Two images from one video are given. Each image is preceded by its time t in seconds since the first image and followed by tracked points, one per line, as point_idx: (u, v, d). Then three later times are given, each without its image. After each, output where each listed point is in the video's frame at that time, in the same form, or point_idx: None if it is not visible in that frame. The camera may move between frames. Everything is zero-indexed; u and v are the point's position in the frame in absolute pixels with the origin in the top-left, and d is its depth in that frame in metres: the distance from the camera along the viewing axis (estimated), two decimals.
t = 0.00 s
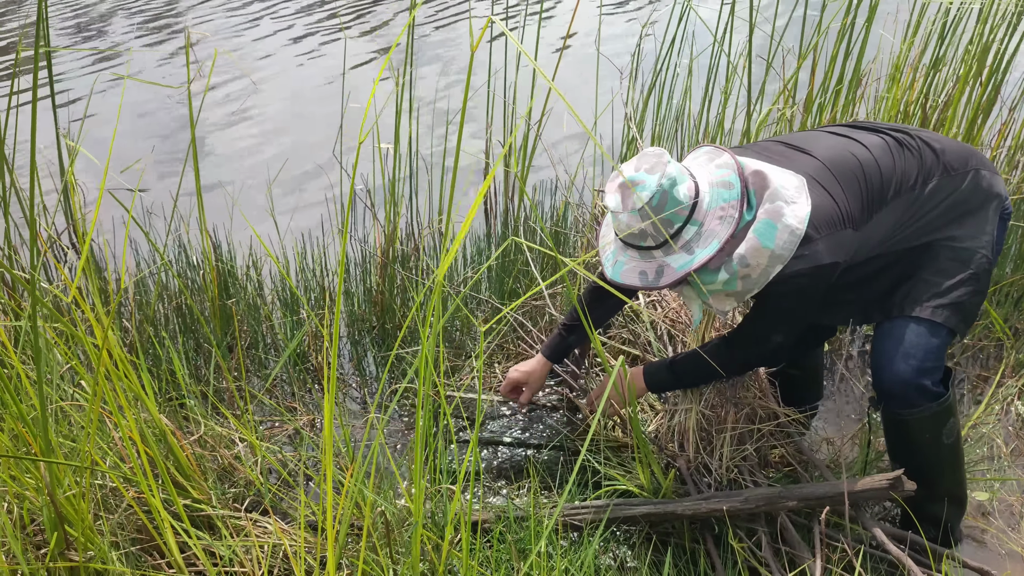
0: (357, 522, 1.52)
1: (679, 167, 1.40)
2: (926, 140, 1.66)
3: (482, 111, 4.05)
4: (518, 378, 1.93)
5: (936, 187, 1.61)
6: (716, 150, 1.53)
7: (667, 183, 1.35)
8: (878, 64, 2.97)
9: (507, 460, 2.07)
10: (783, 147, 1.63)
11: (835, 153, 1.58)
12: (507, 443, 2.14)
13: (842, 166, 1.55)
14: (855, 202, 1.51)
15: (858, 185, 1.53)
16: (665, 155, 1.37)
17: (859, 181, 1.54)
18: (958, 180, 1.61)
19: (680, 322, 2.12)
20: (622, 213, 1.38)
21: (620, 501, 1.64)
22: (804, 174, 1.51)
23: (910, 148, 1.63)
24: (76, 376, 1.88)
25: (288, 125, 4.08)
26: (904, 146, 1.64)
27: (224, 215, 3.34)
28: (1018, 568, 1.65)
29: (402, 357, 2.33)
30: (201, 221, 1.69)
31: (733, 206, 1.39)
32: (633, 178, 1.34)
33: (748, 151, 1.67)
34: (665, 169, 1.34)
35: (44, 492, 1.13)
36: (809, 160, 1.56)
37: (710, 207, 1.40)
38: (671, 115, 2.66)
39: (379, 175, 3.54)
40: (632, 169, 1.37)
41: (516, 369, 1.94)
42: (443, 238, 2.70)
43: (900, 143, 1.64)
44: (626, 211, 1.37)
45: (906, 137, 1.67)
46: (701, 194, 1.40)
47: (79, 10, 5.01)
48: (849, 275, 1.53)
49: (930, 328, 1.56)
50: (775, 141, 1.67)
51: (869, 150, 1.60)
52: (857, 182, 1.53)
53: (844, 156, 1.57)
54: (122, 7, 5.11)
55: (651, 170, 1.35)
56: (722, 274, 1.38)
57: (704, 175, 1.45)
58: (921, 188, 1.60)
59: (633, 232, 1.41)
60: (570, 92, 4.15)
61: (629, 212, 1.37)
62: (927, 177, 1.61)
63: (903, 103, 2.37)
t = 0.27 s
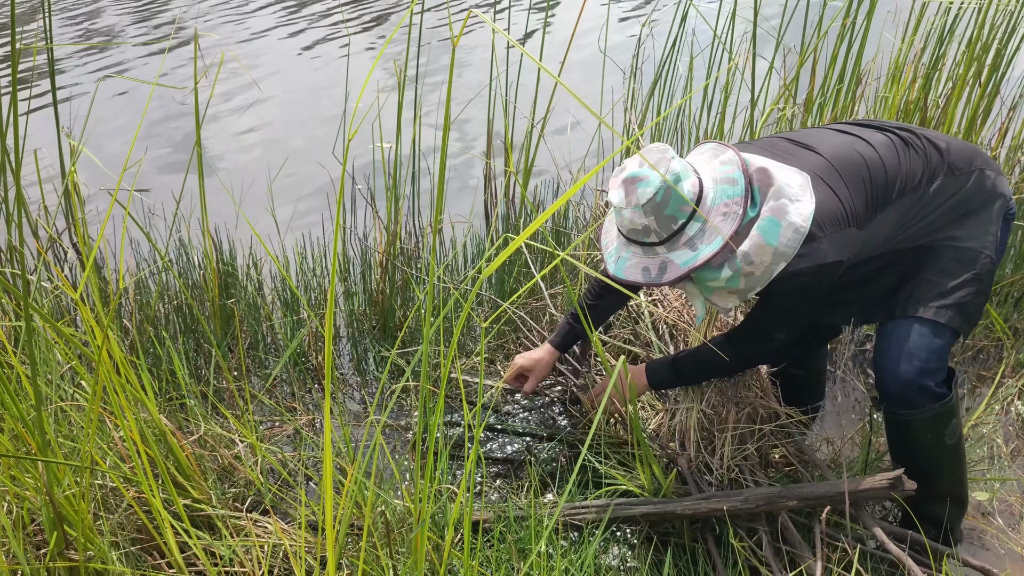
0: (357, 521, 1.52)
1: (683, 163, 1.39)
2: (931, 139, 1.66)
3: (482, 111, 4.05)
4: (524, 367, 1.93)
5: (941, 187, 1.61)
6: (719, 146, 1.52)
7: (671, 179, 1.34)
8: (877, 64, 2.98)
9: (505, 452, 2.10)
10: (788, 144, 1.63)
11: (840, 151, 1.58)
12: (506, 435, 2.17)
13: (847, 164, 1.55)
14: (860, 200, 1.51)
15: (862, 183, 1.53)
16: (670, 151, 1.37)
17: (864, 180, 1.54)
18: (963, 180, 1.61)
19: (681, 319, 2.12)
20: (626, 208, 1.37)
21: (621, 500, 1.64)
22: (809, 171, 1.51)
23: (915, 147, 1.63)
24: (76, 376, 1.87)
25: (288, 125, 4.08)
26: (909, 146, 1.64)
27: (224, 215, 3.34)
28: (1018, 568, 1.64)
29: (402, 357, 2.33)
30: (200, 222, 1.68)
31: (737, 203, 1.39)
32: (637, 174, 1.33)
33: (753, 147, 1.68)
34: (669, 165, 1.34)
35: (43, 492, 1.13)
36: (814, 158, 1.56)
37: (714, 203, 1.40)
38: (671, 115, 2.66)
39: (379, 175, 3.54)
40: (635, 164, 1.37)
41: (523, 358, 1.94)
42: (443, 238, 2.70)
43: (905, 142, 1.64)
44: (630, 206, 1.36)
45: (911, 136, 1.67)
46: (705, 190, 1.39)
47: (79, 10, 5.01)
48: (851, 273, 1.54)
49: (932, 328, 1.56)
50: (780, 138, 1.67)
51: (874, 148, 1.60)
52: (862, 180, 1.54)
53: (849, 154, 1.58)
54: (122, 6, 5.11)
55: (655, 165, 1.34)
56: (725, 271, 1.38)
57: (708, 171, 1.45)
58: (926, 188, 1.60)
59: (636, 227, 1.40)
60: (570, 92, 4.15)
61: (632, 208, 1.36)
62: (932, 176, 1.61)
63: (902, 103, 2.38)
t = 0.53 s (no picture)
0: (357, 521, 1.52)
1: (686, 160, 1.40)
2: (934, 139, 1.66)
3: (482, 111, 4.06)
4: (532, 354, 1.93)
5: (943, 186, 1.60)
6: (722, 144, 1.53)
7: (674, 175, 1.35)
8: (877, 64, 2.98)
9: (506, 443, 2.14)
10: (792, 141, 1.62)
11: (843, 149, 1.58)
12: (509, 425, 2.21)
13: (850, 162, 1.54)
14: (862, 199, 1.51)
15: (865, 181, 1.53)
16: (673, 147, 1.37)
17: (867, 178, 1.53)
18: (965, 180, 1.61)
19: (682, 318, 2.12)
20: (628, 205, 1.37)
21: (620, 500, 1.63)
22: (812, 169, 1.50)
23: (918, 147, 1.63)
24: (76, 377, 1.87)
25: (288, 124, 4.08)
26: (912, 145, 1.63)
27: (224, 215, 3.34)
28: (1018, 568, 1.64)
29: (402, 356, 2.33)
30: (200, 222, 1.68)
31: (740, 200, 1.39)
32: (640, 170, 1.33)
33: (755, 143, 1.67)
34: (672, 161, 1.34)
35: (44, 492, 1.13)
36: (817, 156, 1.55)
37: (717, 200, 1.40)
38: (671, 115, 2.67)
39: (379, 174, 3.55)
40: (639, 160, 1.37)
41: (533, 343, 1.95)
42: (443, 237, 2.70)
43: (908, 142, 1.64)
44: (633, 203, 1.36)
45: (914, 136, 1.66)
46: (708, 188, 1.40)
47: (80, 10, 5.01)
48: (853, 272, 1.54)
49: (934, 329, 1.56)
50: (783, 135, 1.67)
51: (878, 147, 1.60)
52: (864, 178, 1.53)
53: (852, 152, 1.57)
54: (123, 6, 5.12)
55: (658, 162, 1.35)
56: (727, 269, 1.38)
57: (711, 169, 1.46)
58: (928, 187, 1.60)
59: (638, 223, 1.39)
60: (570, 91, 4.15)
61: (635, 205, 1.36)
62: (934, 176, 1.61)
63: (902, 103, 2.38)
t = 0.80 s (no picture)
0: (357, 521, 1.52)
1: (684, 154, 1.40)
2: (933, 137, 1.66)
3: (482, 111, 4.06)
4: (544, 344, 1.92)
5: (943, 184, 1.60)
6: (721, 138, 1.53)
7: (672, 168, 1.35)
8: (876, 65, 2.98)
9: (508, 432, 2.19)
10: (791, 138, 1.62)
11: (843, 147, 1.58)
12: (513, 413, 2.24)
13: (849, 159, 1.54)
14: (861, 197, 1.51)
15: (864, 179, 1.53)
16: (671, 141, 1.39)
17: (866, 175, 1.53)
18: (965, 177, 1.61)
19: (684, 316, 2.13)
20: (626, 197, 1.37)
21: (620, 500, 1.63)
22: (811, 166, 1.50)
23: (917, 145, 1.63)
24: (76, 377, 1.87)
25: (288, 124, 4.08)
26: (911, 143, 1.64)
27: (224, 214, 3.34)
28: (1018, 567, 1.64)
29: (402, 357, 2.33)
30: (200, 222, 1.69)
31: (737, 194, 1.38)
32: (638, 162, 1.34)
33: (755, 140, 1.67)
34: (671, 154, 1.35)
35: (44, 492, 1.13)
36: (816, 153, 1.55)
37: (714, 194, 1.39)
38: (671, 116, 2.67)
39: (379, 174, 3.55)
40: (638, 153, 1.38)
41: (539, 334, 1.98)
42: (443, 237, 2.70)
43: (907, 139, 1.64)
44: (630, 195, 1.36)
45: (914, 133, 1.67)
46: (705, 181, 1.39)
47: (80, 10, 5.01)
48: (850, 269, 1.54)
49: (936, 329, 1.56)
50: (783, 133, 1.67)
51: (877, 145, 1.60)
52: (864, 176, 1.53)
53: (852, 150, 1.57)
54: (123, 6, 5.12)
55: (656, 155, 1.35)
56: (723, 263, 1.38)
57: (709, 163, 1.45)
58: (927, 185, 1.60)
59: (635, 216, 1.39)
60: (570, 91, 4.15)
61: (632, 196, 1.36)
62: (933, 173, 1.61)
63: (902, 104, 2.38)
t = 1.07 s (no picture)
0: (357, 522, 1.52)
1: (673, 148, 1.41)
2: (929, 128, 1.65)
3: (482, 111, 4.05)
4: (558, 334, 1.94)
5: (938, 175, 1.60)
6: (711, 133, 1.53)
7: (659, 161, 1.36)
8: (876, 65, 2.98)
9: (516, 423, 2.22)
10: (786, 132, 1.62)
11: (837, 138, 1.57)
12: (524, 404, 2.27)
13: (844, 150, 1.53)
14: (855, 187, 1.50)
15: (858, 170, 1.52)
16: (659, 135, 1.39)
17: (861, 166, 1.52)
18: (961, 167, 1.60)
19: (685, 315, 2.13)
20: (616, 191, 1.40)
21: (620, 501, 1.63)
22: (805, 157, 1.49)
23: (912, 136, 1.63)
24: (76, 377, 1.87)
25: (288, 124, 4.08)
26: (907, 135, 1.63)
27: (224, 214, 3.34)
28: (1018, 567, 1.64)
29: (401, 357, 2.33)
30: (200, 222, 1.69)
31: (726, 186, 1.39)
32: (626, 157, 1.37)
33: (750, 134, 1.66)
34: (658, 148, 1.36)
35: (44, 492, 1.13)
36: (810, 145, 1.54)
37: (704, 186, 1.40)
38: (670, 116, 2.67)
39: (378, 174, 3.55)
40: (626, 148, 1.40)
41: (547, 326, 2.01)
42: (443, 238, 2.70)
43: (903, 131, 1.63)
44: (619, 189, 1.39)
45: (909, 125, 1.66)
46: (695, 174, 1.41)
47: (79, 10, 5.01)
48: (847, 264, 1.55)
49: (935, 328, 1.55)
50: (777, 127, 1.67)
51: (873, 136, 1.59)
52: (858, 167, 1.52)
53: (846, 141, 1.56)
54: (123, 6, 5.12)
55: (644, 149, 1.37)
56: (715, 255, 1.38)
57: (699, 156, 1.46)
58: (923, 176, 1.59)
59: (626, 210, 1.42)
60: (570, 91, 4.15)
61: (622, 190, 1.39)
62: (929, 164, 1.60)
63: (901, 105, 2.38)
